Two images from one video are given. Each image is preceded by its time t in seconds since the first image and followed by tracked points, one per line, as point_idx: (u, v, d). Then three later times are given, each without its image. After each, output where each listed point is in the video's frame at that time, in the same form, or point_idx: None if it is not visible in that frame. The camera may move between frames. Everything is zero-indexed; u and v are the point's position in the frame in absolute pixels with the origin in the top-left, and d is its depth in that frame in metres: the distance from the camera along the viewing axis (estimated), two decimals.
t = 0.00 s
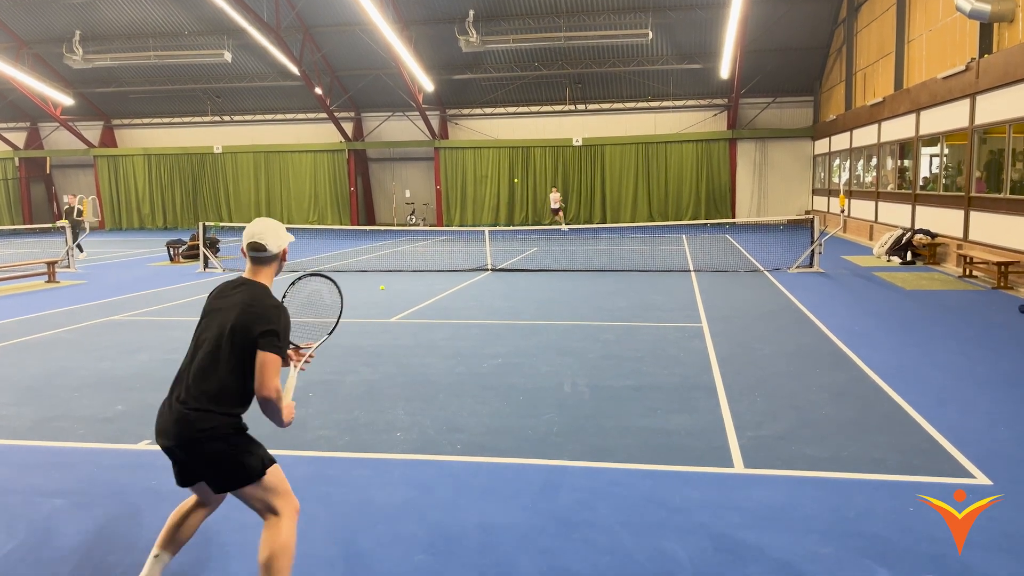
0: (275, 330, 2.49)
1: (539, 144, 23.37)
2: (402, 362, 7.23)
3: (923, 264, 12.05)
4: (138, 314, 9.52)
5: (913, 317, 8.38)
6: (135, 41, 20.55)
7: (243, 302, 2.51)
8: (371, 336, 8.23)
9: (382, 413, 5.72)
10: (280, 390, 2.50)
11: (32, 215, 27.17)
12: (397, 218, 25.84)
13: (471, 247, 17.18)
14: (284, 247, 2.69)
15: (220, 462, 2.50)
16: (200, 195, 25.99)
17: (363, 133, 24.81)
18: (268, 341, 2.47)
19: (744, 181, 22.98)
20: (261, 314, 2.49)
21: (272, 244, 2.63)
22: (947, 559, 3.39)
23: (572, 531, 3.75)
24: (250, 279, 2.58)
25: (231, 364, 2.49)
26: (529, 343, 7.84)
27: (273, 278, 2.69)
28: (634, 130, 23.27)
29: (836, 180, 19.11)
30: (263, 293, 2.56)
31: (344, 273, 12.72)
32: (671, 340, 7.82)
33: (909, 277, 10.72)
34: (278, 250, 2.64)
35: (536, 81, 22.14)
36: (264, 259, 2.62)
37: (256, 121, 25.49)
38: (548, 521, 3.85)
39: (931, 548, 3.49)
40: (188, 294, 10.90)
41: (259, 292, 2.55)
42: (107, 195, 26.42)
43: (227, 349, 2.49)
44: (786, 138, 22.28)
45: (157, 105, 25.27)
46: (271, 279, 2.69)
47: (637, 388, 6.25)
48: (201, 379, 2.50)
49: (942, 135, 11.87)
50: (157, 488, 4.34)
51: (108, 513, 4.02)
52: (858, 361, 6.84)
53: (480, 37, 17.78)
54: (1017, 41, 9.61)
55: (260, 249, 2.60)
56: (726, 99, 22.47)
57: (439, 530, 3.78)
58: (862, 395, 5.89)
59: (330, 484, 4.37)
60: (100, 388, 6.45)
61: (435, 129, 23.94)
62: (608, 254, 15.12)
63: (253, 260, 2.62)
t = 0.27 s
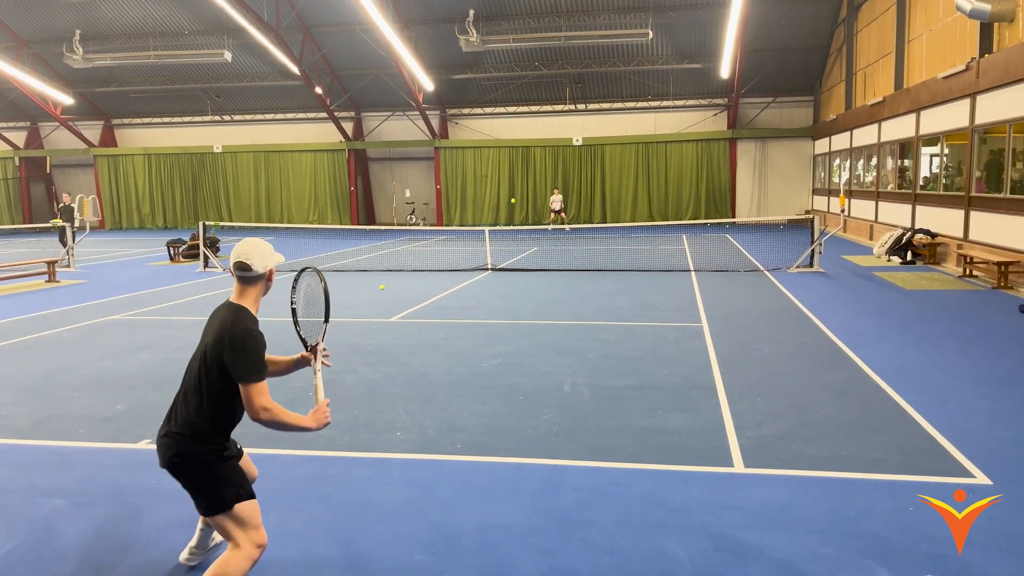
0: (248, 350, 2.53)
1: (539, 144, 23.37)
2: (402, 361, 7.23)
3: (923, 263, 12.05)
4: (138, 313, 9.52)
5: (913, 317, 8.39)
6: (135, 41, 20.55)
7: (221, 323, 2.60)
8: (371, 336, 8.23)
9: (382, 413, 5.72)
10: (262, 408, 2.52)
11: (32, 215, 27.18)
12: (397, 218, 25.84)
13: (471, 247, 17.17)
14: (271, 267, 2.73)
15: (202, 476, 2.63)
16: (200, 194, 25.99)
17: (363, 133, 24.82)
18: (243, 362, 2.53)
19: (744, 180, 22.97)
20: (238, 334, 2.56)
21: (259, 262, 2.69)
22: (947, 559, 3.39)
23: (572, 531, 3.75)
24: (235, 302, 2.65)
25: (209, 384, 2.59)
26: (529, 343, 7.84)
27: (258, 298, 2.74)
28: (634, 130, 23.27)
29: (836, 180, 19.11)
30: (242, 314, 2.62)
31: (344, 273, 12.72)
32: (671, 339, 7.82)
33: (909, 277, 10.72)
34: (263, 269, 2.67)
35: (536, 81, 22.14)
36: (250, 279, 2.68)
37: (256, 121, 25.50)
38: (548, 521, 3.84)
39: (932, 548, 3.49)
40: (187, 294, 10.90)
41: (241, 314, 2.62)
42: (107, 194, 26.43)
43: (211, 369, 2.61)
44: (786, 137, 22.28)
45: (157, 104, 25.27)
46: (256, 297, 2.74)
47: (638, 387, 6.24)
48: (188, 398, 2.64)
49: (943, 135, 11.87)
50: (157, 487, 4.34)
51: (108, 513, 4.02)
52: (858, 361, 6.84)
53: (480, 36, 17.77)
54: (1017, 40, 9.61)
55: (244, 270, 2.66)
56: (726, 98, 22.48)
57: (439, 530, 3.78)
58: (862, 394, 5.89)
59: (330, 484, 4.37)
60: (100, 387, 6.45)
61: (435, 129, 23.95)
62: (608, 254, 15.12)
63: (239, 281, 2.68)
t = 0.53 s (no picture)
0: (234, 299, 2.79)
1: (539, 144, 23.37)
2: (402, 361, 7.23)
3: (923, 263, 12.05)
4: (138, 313, 9.52)
5: (913, 317, 8.39)
6: (136, 40, 20.55)
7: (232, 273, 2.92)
8: (371, 335, 8.23)
9: (382, 413, 5.73)
10: (235, 332, 2.73)
11: (32, 215, 27.18)
12: (397, 218, 25.84)
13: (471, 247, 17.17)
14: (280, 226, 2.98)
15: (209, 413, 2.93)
16: (200, 194, 25.99)
17: (363, 133, 24.82)
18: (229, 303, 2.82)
19: (744, 180, 22.98)
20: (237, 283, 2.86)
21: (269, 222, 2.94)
22: (947, 558, 3.39)
23: (572, 530, 3.75)
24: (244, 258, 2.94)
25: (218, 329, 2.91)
26: (530, 343, 7.84)
27: (269, 256, 2.98)
28: (634, 130, 23.28)
29: (836, 180, 19.12)
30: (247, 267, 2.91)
31: (344, 273, 12.72)
32: (671, 339, 7.82)
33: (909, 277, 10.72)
34: (272, 230, 2.90)
35: (536, 81, 22.13)
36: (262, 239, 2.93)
37: (256, 121, 25.50)
38: (548, 521, 3.85)
39: (931, 548, 3.49)
40: (187, 294, 10.90)
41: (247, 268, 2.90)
42: (107, 194, 26.43)
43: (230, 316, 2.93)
44: (786, 137, 22.28)
45: (157, 104, 25.26)
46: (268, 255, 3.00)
47: (638, 387, 6.25)
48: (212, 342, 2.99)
49: (942, 135, 11.87)
50: (157, 487, 4.35)
51: (107, 513, 4.02)
52: (858, 361, 6.84)
53: (480, 36, 17.77)
54: (1017, 40, 9.61)
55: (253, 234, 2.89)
56: (726, 98, 22.48)
57: (439, 530, 3.78)
58: (862, 394, 5.89)
59: (330, 484, 4.37)
60: (100, 387, 6.45)
61: (435, 129, 23.95)
62: (608, 254, 15.13)
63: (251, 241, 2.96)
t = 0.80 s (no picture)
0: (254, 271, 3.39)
1: (539, 145, 23.38)
2: (402, 362, 7.23)
3: (923, 264, 12.05)
4: (138, 314, 9.52)
5: (912, 317, 8.39)
6: (136, 41, 20.56)
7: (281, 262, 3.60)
8: (371, 336, 8.24)
9: (382, 413, 5.73)
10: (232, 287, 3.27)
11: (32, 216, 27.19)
12: (397, 218, 25.85)
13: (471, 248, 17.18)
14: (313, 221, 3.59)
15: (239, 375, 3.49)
16: (200, 195, 25.99)
17: (363, 134, 24.81)
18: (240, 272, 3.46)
19: (744, 181, 22.99)
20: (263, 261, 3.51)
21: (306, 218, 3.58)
22: (947, 559, 3.40)
23: (572, 530, 3.75)
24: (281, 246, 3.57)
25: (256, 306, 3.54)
26: (530, 343, 7.84)
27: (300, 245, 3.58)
28: (633, 130, 23.29)
29: (836, 180, 19.14)
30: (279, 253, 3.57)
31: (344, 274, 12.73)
32: (671, 339, 7.83)
33: (909, 277, 10.73)
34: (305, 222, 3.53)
35: (536, 81, 22.14)
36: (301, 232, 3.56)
37: (256, 122, 25.51)
38: (548, 521, 3.85)
39: (931, 547, 3.50)
40: (187, 295, 10.91)
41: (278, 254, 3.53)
42: (107, 195, 26.45)
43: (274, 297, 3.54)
44: (786, 138, 22.29)
45: (157, 105, 25.27)
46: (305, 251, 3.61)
47: (637, 388, 6.25)
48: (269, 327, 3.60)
49: (942, 136, 11.88)
50: (158, 488, 4.36)
51: (107, 514, 4.02)
52: (858, 361, 6.84)
53: (480, 37, 17.78)
54: (1017, 41, 9.62)
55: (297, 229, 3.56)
56: (726, 99, 22.48)
57: (439, 530, 3.79)
58: (862, 395, 5.89)
59: (330, 484, 4.38)
60: (100, 388, 6.45)
61: (435, 130, 23.96)
62: (608, 254, 15.14)
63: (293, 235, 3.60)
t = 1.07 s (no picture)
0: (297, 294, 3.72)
1: (539, 146, 23.39)
2: (402, 363, 7.23)
3: (923, 265, 12.05)
4: (138, 316, 9.52)
5: (912, 318, 8.39)
6: (135, 43, 20.57)
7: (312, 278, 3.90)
8: (371, 337, 8.24)
9: (382, 414, 5.73)
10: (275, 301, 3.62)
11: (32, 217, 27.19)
12: (397, 220, 25.84)
13: (471, 249, 17.17)
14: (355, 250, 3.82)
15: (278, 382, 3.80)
16: (199, 196, 26.00)
17: (363, 135, 24.81)
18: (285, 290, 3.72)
19: (744, 182, 22.98)
20: (306, 282, 3.79)
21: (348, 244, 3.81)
22: (947, 559, 3.40)
23: (572, 531, 3.76)
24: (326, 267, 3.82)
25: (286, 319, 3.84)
26: (530, 345, 7.84)
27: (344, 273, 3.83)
28: (633, 132, 23.29)
29: (836, 181, 19.14)
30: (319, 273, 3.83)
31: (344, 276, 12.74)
32: (671, 341, 7.83)
33: (909, 278, 10.74)
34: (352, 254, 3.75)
35: (535, 83, 22.15)
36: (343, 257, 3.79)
37: (256, 123, 25.51)
38: (548, 522, 3.86)
39: (931, 548, 3.50)
40: (188, 296, 10.91)
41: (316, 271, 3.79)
42: (107, 197, 26.46)
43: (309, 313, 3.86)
44: (786, 139, 22.29)
45: (157, 107, 25.28)
46: (350, 276, 3.84)
47: (637, 389, 6.25)
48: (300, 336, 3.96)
49: (942, 137, 11.88)
50: (157, 489, 4.36)
51: (108, 515, 4.02)
52: (858, 362, 6.84)
53: (480, 39, 17.78)
54: (1016, 42, 9.63)
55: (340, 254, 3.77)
56: (726, 100, 22.49)
57: (439, 531, 3.79)
58: (862, 395, 5.89)
59: (330, 486, 4.38)
60: (100, 390, 6.45)
61: (434, 131, 23.97)
62: (608, 255, 15.14)
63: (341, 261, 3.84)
